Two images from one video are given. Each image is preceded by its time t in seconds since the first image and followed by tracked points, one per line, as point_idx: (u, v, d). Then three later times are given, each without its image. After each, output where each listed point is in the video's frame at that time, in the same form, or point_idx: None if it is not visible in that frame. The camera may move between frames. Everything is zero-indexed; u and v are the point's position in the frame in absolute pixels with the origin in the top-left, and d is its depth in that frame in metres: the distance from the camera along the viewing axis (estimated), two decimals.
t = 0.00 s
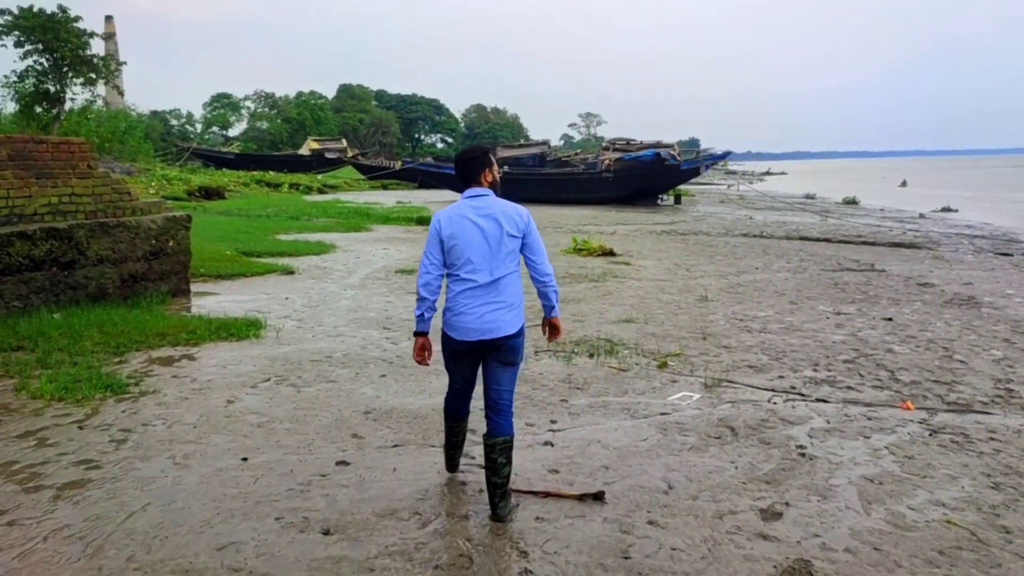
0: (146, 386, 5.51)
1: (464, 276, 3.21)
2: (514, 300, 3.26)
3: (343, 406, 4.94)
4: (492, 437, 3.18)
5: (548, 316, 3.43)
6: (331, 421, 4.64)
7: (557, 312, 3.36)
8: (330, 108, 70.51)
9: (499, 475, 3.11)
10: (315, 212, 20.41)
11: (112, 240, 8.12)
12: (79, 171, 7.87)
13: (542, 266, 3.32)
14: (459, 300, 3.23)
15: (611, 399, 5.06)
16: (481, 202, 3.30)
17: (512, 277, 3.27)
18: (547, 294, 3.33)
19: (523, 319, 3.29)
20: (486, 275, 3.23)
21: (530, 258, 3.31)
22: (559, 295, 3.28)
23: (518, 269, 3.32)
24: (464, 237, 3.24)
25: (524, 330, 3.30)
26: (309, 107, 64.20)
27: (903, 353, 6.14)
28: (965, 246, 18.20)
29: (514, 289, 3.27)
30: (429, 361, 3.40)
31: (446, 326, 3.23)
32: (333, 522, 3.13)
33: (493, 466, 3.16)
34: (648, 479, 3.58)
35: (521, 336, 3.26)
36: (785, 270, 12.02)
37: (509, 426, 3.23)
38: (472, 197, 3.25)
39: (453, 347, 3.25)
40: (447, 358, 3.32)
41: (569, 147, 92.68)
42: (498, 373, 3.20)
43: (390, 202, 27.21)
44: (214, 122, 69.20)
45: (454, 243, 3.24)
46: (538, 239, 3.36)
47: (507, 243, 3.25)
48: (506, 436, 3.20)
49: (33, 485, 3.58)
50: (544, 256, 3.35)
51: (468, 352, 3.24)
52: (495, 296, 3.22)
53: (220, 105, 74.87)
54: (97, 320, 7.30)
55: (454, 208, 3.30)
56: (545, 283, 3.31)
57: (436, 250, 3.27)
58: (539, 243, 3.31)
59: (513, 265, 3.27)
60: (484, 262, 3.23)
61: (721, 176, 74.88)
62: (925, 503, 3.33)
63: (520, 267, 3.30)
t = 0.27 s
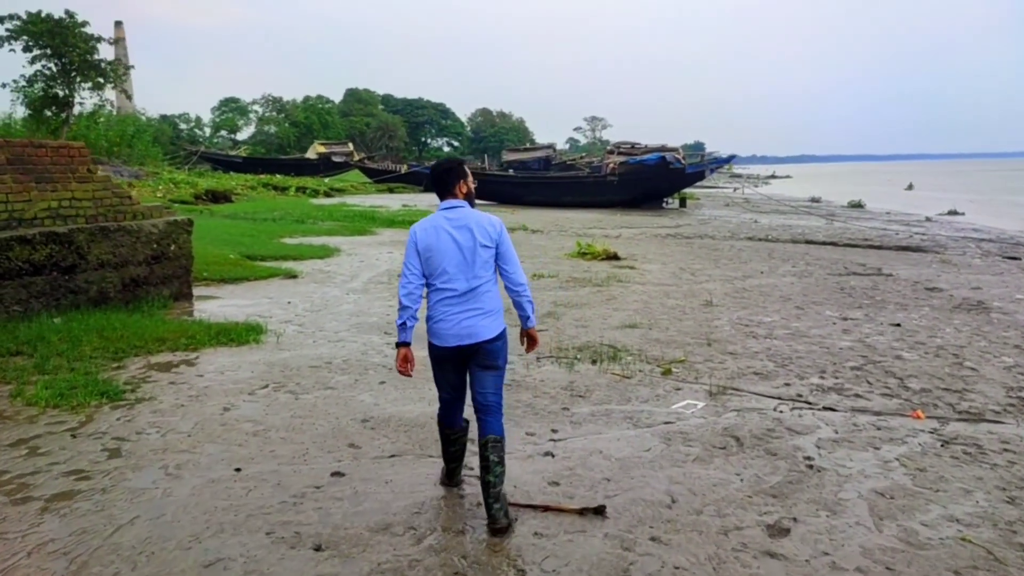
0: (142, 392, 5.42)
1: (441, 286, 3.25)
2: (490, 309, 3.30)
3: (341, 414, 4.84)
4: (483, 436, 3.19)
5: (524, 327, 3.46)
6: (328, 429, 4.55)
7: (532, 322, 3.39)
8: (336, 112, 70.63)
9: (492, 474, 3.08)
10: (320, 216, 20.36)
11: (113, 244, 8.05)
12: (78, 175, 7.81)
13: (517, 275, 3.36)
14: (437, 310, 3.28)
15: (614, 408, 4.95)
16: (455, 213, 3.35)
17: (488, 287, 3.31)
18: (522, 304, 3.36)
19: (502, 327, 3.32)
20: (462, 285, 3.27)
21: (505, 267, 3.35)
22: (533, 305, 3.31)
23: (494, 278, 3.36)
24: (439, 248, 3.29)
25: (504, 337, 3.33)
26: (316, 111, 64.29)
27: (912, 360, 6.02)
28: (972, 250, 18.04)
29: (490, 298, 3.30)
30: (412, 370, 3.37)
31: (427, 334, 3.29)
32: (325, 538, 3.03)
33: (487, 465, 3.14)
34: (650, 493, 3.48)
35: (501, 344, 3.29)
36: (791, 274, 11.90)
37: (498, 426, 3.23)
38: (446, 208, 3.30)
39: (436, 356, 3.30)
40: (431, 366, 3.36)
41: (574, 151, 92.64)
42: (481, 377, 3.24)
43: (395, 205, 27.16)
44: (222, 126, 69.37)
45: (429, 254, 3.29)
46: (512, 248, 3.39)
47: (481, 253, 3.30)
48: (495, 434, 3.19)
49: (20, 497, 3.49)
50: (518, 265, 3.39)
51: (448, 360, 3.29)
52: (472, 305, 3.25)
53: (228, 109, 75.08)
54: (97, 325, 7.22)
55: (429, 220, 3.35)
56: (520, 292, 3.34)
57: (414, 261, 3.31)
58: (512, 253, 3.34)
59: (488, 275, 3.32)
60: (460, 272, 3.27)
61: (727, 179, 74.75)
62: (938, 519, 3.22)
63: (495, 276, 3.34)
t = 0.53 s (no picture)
0: (135, 403, 5.29)
1: (422, 286, 3.41)
2: (472, 306, 3.44)
3: (338, 426, 4.71)
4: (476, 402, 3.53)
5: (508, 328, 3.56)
6: (323, 442, 4.43)
7: (515, 322, 3.50)
8: (339, 116, 70.60)
9: (487, 432, 3.47)
10: (321, 219, 20.23)
11: (108, 249, 7.93)
12: (74, 179, 7.70)
13: (496, 270, 3.48)
14: (421, 308, 3.44)
15: (618, 418, 4.82)
16: (434, 213, 3.50)
17: (468, 284, 3.45)
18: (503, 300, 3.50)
19: (484, 322, 3.48)
20: (443, 283, 3.42)
21: (483, 265, 3.49)
22: (513, 301, 3.44)
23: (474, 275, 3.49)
24: (419, 248, 3.44)
25: (486, 331, 3.49)
26: (319, 114, 64.24)
27: (922, 366, 5.88)
28: (977, 253, 17.90)
29: (471, 295, 3.45)
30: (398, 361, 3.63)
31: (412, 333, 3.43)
32: (317, 560, 2.92)
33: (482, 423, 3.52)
34: (657, 510, 3.35)
35: (486, 344, 3.46)
36: (795, 278, 11.77)
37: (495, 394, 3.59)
38: (424, 208, 3.45)
39: (421, 355, 3.42)
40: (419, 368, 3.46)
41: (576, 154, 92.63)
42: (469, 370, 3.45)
43: (396, 209, 27.05)
44: (225, 129, 69.38)
45: (410, 255, 3.45)
46: (491, 244, 3.52)
47: (459, 251, 3.44)
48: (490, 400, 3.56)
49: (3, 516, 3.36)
50: (498, 261, 3.52)
51: (434, 357, 3.41)
52: (453, 302, 3.41)
53: (231, 113, 75.14)
54: (91, 332, 7.10)
55: (408, 220, 3.51)
56: (501, 287, 3.48)
57: (395, 262, 3.48)
58: (490, 249, 3.47)
59: (468, 272, 3.46)
60: (440, 270, 3.42)
61: (729, 182, 74.64)
62: (958, 537, 3.08)
63: (475, 273, 3.48)
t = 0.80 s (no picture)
0: (119, 416, 5.14)
1: (409, 294, 3.36)
2: (460, 314, 3.39)
3: (329, 441, 4.57)
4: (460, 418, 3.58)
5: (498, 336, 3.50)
6: (312, 459, 4.30)
7: (504, 330, 3.42)
8: (334, 119, 70.41)
9: (466, 451, 3.61)
10: (316, 224, 20.06)
11: (95, 256, 7.76)
12: (58, 184, 7.53)
13: (484, 275, 3.41)
14: (409, 316, 3.39)
15: (618, 430, 4.67)
16: (421, 219, 3.44)
17: (456, 290, 3.39)
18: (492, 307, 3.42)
19: (472, 329, 3.42)
20: (429, 291, 3.36)
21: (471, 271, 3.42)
22: (501, 308, 3.36)
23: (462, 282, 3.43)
24: (405, 255, 3.39)
25: (474, 338, 3.44)
26: (314, 118, 64.07)
27: (929, 374, 5.74)
28: (975, 255, 17.80)
29: (459, 302, 3.39)
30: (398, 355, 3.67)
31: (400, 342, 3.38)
32: None
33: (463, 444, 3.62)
34: (662, 531, 3.21)
35: (476, 350, 3.44)
36: (794, 282, 11.65)
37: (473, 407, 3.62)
38: (410, 215, 3.40)
39: (410, 364, 3.35)
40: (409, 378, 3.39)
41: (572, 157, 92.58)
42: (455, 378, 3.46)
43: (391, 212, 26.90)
44: (220, 133, 69.13)
45: (396, 263, 3.40)
46: (479, 250, 3.46)
47: (445, 258, 3.39)
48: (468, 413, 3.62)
49: None
50: (486, 266, 3.46)
51: (423, 366, 3.34)
52: (439, 310, 3.36)
53: (226, 116, 74.89)
54: (76, 342, 6.93)
55: (395, 227, 3.46)
56: (489, 294, 3.41)
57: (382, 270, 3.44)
58: (477, 255, 3.41)
59: (456, 279, 3.40)
60: (427, 278, 3.37)
61: (725, 184, 74.59)
62: (979, 559, 2.93)
63: (462, 278, 3.42)
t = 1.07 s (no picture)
0: (88, 431, 4.92)
1: (388, 308, 3.24)
2: (441, 330, 3.26)
3: (308, 458, 4.37)
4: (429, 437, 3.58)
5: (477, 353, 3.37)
6: (289, 477, 4.09)
7: (482, 346, 3.30)
8: (319, 123, 70.00)
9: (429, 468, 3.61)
10: (300, 228, 19.80)
11: (69, 263, 7.50)
12: (31, 189, 7.28)
13: (467, 290, 3.29)
14: (389, 331, 3.26)
15: (610, 444, 4.50)
16: (404, 233, 3.34)
17: (438, 304, 3.28)
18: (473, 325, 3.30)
19: (454, 344, 3.29)
20: (410, 306, 3.25)
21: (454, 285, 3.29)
22: (481, 324, 3.24)
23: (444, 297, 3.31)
24: (385, 269, 3.28)
25: (456, 354, 3.31)
26: (299, 122, 63.62)
27: (925, 385, 5.63)
28: (962, 259, 17.83)
29: (440, 318, 3.27)
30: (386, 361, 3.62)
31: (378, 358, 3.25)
32: None
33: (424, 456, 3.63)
34: (659, 556, 3.04)
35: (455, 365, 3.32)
36: (783, 287, 11.56)
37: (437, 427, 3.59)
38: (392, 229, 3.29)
39: (390, 378, 3.21)
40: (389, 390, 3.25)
41: (558, 160, 92.59)
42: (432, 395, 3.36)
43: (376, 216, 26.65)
44: (204, 137, 68.52)
45: (377, 277, 3.29)
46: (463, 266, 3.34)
47: (427, 272, 3.27)
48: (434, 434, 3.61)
49: None
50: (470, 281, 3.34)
51: (402, 380, 3.20)
52: (420, 326, 3.23)
53: (210, 120, 74.28)
54: (47, 352, 6.68)
55: (378, 242, 3.35)
56: (471, 310, 3.28)
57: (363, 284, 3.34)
58: (460, 269, 3.28)
59: (438, 295, 3.28)
60: (408, 293, 3.25)
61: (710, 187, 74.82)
62: None
63: (446, 293, 3.30)
